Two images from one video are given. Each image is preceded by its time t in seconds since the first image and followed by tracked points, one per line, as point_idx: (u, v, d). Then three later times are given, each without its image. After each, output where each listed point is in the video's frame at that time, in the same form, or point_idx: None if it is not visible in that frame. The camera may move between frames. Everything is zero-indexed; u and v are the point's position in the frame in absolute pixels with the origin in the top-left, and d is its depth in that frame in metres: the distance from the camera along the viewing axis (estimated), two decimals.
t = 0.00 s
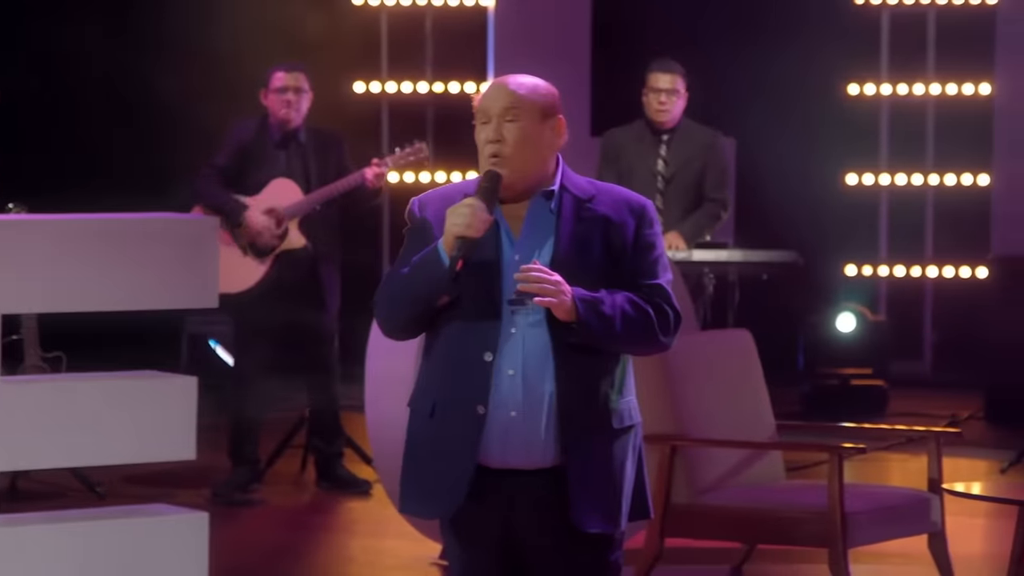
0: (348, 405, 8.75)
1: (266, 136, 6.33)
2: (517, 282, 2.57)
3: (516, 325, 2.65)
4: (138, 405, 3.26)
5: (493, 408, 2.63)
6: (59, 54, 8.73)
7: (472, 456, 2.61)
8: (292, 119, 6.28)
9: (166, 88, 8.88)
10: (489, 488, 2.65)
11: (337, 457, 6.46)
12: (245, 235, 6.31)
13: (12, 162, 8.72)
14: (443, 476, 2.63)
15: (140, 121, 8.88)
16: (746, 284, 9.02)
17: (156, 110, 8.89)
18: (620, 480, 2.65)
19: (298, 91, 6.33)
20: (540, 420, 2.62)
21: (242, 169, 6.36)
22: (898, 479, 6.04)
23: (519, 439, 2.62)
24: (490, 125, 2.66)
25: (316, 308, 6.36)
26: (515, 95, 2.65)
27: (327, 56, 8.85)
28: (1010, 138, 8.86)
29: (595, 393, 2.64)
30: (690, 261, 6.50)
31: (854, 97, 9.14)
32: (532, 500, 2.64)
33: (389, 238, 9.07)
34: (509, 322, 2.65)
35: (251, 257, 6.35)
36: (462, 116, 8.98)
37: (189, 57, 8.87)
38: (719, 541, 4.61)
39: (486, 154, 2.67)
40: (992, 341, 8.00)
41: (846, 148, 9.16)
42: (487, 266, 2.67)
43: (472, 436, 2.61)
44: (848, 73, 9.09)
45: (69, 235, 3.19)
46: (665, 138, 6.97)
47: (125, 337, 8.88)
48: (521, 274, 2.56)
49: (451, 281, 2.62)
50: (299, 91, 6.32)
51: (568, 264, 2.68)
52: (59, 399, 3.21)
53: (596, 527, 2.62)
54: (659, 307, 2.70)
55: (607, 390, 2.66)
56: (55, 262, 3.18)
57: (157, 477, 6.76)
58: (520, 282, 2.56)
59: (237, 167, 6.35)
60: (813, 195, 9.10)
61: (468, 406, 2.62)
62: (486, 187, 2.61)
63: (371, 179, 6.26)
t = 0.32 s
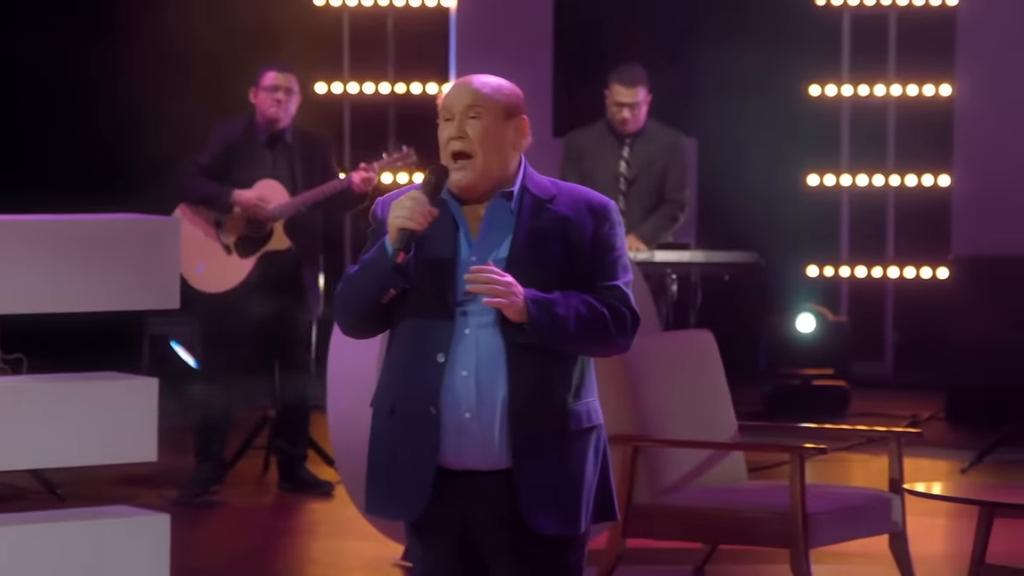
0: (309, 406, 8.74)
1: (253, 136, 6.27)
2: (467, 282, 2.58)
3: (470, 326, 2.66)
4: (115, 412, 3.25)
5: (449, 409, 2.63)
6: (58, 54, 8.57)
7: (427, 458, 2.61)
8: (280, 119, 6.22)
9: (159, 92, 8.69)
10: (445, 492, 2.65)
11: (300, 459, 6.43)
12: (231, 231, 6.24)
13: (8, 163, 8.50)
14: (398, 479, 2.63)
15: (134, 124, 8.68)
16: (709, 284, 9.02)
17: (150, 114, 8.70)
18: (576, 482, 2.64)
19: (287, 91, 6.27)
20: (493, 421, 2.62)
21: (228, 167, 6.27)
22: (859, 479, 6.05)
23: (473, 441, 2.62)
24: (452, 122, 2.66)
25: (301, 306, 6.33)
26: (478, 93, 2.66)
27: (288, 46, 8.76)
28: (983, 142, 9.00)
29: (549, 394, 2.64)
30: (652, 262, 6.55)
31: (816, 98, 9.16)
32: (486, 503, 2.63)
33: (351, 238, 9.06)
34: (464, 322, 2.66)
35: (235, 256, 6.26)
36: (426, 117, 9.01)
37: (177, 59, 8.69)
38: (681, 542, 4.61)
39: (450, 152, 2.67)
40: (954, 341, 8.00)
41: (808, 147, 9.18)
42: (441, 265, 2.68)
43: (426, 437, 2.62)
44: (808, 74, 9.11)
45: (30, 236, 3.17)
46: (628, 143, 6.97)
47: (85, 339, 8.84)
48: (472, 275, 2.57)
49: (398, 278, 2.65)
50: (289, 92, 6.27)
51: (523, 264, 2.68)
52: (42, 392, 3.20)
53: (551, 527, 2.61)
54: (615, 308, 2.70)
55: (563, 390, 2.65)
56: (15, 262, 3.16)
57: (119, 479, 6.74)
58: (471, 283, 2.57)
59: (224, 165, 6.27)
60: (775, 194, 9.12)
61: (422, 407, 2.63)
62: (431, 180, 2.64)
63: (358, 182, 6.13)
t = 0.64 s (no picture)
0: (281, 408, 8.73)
1: (227, 148, 6.23)
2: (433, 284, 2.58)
3: (437, 328, 2.65)
4: (84, 410, 3.24)
5: (417, 411, 2.63)
6: (53, 59, 8.57)
7: (396, 459, 2.61)
8: (257, 134, 6.17)
9: (147, 89, 8.70)
10: (415, 494, 2.65)
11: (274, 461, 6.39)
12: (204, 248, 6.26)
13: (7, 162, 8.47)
14: (365, 483, 2.63)
15: (123, 126, 8.69)
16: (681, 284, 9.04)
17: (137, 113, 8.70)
18: (546, 481, 2.65)
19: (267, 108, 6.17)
20: (461, 422, 2.62)
21: (201, 176, 6.26)
22: (830, 480, 6.06)
23: (441, 442, 2.62)
24: (423, 121, 2.67)
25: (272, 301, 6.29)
26: (451, 92, 2.67)
27: (263, 51, 8.71)
28: (949, 141, 8.94)
29: (517, 394, 2.64)
30: (624, 263, 6.50)
31: (786, 100, 9.16)
32: (457, 503, 2.63)
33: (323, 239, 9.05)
34: (431, 325, 2.66)
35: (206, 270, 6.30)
36: (398, 120, 8.95)
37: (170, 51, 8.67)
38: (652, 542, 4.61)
39: (421, 150, 2.67)
40: (923, 342, 8.00)
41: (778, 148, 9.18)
42: (408, 269, 2.68)
43: (394, 440, 2.61)
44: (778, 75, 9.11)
45: None
46: (596, 147, 6.97)
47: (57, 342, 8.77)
48: (438, 277, 2.56)
49: (366, 286, 2.64)
50: (269, 108, 6.17)
51: (491, 265, 2.68)
52: (7, 393, 3.19)
53: (521, 527, 2.61)
54: (583, 308, 2.70)
55: (531, 389, 2.66)
56: None
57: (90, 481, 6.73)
58: (437, 284, 2.57)
59: (196, 174, 6.25)
60: (747, 198, 9.19)
61: (390, 409, 2.63)
62: (400, 186, 2.62)
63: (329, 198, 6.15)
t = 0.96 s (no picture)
0: (246, 409, 8.71)
1: (174, 138, 6.22)
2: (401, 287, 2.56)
3: (406, 330, 2.65)
4: (44, 409, 3.07)
5: (387, 413, 2.62)
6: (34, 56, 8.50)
7: (368, 463, 2.60)
8: (203, 120, 6.17)
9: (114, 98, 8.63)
10: (387, 497, 2.63)
11: (237, 462, 6.41)
12: (151, 235, 6.21)
13: None
14: (338, 487, 2.61)
15: (101, 125, 8.60)
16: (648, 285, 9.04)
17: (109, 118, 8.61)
18: (516, 482, 2.64)
19: (211, 93, 6.22)
20: (432, 424, 2.61)
21: (150, 169, 6.22)
22: (797, 482, 6.08)
23: (412, 445, 2.61)
24: (391, 121, 2.66)
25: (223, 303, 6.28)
26: (419, 93, 2.66)
27: (230, 49, 8.72)
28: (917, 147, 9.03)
29: (485, 395, 2.63)
30: (592, 264, 6.53)
31: (753, 101, 9.19)
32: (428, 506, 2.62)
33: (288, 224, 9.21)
34: (400, 327, 2.65)
35: (157, 259, 6.24)
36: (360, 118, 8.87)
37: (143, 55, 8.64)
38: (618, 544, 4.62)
39: (388, 151, 2.66)
40: (894, 343, 8.02)
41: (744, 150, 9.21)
42: (377, 273, 2.67)
43: (367, 443, 2.60)
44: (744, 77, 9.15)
45: None
46: (558, 150, 6.97)
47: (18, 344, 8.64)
48: (405, 278, 2.55)
49: (339, 295, 2.63)
50: (213, 93, 6.21)
51: (458, 267, 2.67)
52: None
53: (492, 528, 2.61)
54: (550, 309, 2.70)
55: (499, 390, 2.65)
56: None
57: (56, 483, 6.71)
58: (405, 287, 2.56)
59: (145, 168, 6.21)
60: (713, 198, 9.20)
61: (361, 412, 2.61)
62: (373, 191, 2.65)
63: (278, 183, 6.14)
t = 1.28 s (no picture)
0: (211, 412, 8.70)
1: (121, 142, 6.19)
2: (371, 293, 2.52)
3: (376, 334, 2.61)
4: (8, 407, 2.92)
5: (357, 419, 2.58)
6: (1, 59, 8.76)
7: (339, 468, 2.55)
8: (152, 122, 6.14)
9: (78, 98, 8.85)
10: (356, 502, 2.59)
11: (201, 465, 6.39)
12: (101, 238, 6.07)
13: None
14: (310, 494, 2.56)
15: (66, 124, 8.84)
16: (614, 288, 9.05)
17: (76, 117, 8.87)
18: (484, 484, 2.62)
19: (157, 95, 6.19)
20: (402, 428, 2.58)
21: (97, 174, 6.18)
22: (764, 485, 6.08)
23: (383, 449, 2.57)
24: (359, 125, 2.60)
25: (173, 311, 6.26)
26: (386, 98, 2.60)
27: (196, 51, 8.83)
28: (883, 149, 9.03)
29: (455, 398, 2.61)
30: (558, 267, 6.54)
31: (719, 105, 9.23)
32: (398, 510, 2.58)
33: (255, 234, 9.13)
34: (370, 332, 2.61)
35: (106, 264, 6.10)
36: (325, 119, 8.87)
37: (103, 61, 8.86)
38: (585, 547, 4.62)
39: (354, 153, 2.60)
40: (861, 346, 8.04)
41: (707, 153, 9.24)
42: (347, 281, 2.62)
43: (339, 449, 2.56)
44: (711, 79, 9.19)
45: None
46: (522, 157, 6.96)
47: None
48: (376, 284, 2.51)
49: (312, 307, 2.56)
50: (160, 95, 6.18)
51: (426, 271, 2.65)
52: None
53: (461, 531, 2.58)
54: (518, 311, 2.68)
55: (468, 393, 2.63)
56: None
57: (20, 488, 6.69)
58: (374, 293, 2.51)
59: (92, 173, 6.18)
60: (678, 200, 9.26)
61: (331, 418, 2.57)
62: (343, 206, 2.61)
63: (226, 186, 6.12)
